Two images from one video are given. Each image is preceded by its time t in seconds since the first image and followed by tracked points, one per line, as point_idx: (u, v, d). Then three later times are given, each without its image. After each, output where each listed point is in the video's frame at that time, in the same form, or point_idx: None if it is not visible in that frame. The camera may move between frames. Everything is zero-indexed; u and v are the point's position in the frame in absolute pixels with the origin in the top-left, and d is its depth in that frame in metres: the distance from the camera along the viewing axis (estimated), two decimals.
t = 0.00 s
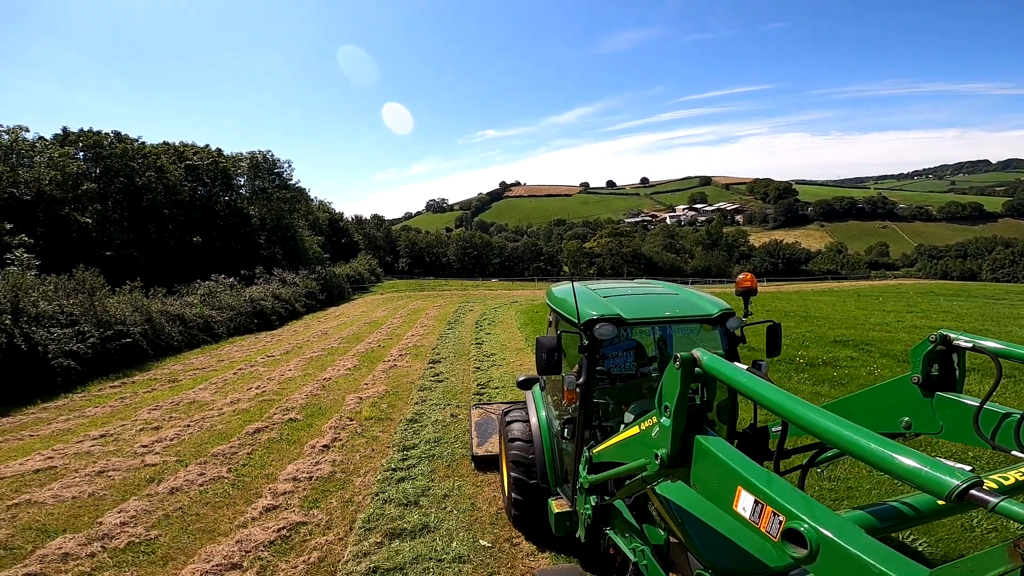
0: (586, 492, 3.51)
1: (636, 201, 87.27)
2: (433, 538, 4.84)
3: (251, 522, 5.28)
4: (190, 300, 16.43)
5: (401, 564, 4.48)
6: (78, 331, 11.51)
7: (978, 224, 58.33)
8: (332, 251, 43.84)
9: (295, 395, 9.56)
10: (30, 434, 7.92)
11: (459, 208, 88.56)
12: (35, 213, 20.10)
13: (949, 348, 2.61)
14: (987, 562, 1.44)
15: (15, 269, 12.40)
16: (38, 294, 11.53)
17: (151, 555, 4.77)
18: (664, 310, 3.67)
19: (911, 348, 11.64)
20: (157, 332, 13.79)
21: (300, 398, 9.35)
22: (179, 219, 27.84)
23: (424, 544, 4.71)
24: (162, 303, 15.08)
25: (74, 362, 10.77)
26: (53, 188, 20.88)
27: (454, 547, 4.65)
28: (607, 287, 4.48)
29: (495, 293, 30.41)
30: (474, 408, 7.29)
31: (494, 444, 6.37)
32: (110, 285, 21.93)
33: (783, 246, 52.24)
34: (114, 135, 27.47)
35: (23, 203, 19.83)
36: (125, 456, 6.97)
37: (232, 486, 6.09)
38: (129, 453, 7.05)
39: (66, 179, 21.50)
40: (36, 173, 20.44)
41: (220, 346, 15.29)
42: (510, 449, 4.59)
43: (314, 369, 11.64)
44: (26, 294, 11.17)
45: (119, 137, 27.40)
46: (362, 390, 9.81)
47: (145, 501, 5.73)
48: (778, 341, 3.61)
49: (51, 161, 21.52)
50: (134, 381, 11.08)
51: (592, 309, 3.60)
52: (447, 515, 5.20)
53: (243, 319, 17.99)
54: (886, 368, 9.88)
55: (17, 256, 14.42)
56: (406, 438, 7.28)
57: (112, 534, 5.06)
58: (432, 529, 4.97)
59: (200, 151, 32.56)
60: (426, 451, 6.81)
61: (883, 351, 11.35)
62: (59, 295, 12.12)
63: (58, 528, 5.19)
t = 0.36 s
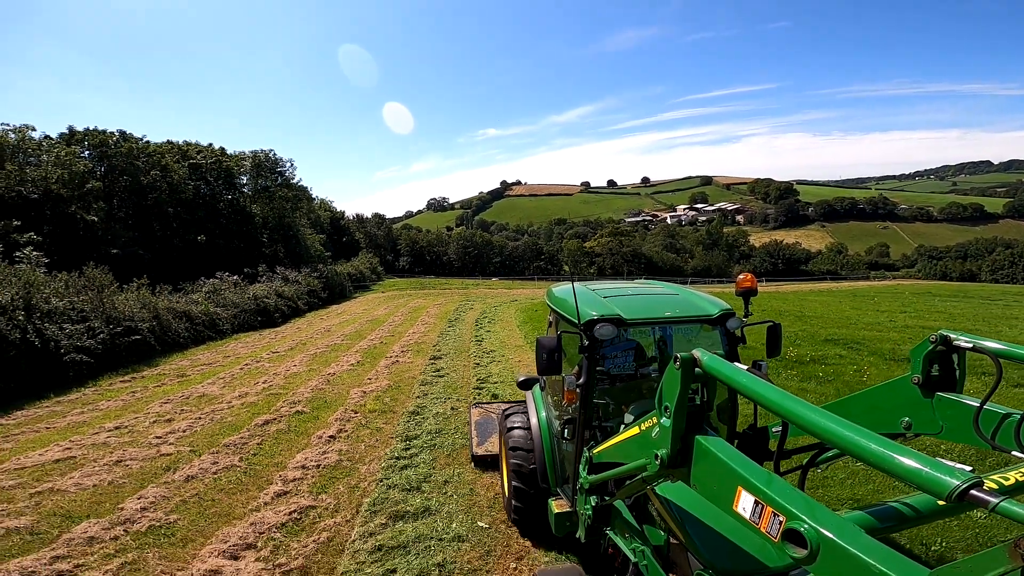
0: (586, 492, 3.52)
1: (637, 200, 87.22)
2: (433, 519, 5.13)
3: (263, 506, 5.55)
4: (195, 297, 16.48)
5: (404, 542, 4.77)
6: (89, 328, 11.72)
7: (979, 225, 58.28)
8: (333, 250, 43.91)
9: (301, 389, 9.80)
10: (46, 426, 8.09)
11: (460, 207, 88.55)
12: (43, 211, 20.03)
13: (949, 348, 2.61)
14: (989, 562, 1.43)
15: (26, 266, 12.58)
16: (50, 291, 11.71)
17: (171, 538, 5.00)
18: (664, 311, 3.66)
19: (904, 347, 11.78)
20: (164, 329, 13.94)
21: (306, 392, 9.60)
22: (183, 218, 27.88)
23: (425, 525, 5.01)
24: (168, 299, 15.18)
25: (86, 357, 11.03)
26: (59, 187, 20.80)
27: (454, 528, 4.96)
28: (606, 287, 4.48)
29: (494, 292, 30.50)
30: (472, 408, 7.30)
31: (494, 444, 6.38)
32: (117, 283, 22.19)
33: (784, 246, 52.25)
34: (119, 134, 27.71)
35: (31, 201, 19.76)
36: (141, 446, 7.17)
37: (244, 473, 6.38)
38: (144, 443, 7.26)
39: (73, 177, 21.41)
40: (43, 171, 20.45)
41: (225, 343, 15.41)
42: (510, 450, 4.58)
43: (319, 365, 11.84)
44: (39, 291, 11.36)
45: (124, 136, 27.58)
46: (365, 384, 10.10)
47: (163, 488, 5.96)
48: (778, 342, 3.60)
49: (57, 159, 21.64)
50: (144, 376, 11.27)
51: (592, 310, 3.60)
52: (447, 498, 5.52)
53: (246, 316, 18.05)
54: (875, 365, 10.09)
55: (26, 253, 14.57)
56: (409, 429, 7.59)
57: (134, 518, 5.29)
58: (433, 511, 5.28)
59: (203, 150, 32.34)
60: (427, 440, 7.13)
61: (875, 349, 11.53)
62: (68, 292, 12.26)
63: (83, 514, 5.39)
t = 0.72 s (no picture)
0: (586, 492, 3.52)
1: (637, 200, 87.20)
2: (435, 503, 5.39)
3: (275, 492, 5.84)
4: (200, 296, 16.56)
5: (408, 523, 5.05)
6: (100, 326, 11.95)
7: (979, 224, 58.17)
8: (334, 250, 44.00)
9: (307, 384, 10.02)
10: (63, 421, 8.32)
11: (461, 207, 88.59)
12: (49, 212, 20.21)
13: (949, 348, 2.61)
14: (988, 562, 1.44)
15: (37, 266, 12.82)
16: (61, 290, 11.96)
17: (190, 522, 5.28)
18: (664, 311, 3.66)
19: (897, 344, 11.93)
20: (172, 328, 14.10)
21: (312, 387, 9.81)
22: (187, 219, 27.98)
23: (427, 508, 5.27)
24: (175, 299, 15.32)
25: (97, 354, 11.27)
26: (66, 188, 21.06)
27: (454, 511, 5.20)
28: (606, 287, 4.48)
29: (495, 291, 30.53)
30: (472, 408, 7.27)
31: (494, 443, 6.34)
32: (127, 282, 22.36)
33: (784, 246, 52.23)
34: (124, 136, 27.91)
35: (38, 203, 19.98)
36: (157, 438, 7.43)
37: (255, 462, 6.64)
38: (160, 436, 7.52)
39: (78, 179, 21.71)
40: (50, 174, 20.69)
41: (232, 341, 15.54)
42: (510, 450, 4.58)
43: (324, 361, 12.02)
44: (51, 290, 11.62)
45: (129, 138, 27.73)
46: (368, 379, 10.32)
47: (180, 476, 6.24)
48: (778, 342, 3.60)
49: (63, 162, 21.84)
50: (154, 373, 11.48)
51: (592, 309, 3.60)
52: (448, 484, 5.79)
53: (251, 315, 18.09)
54: (863, 360, 10.29)
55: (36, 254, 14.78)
56: (412, 421, 7.83)
57: (155, 504, 5.55)
58: (434, 495, 5.54)
59: (206, 151, 32.37)
60: (429, 431, 7.40)
61: (866, 344, 11.72)
62: (77, 292, 12.47)
63: (106, 502, 5.66)
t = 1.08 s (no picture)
0: (586, 492, 3.52)
1: (638, 201, 87.18)
2: (436, 488, 5.73)
3: (286, 479, 6.14)
4: (206, 295, 16.66)
5: (411, 506, 5.38)
6: (110, 324, 12.15)
7: (980, 224, 58.09)
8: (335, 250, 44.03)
9: (312, 381, 10.26)
10: (78, 415, 8.55)
11: (461, 207, 88.57)
12: (57, 212, 20.31)
13: (949, 348, 2.61)
14: (988, 562, 1.44)
15: (48, 264, 13.00)
16: (73, 289, 12.18)
17: (208, 507, 5.55)
18: (664, 311, 3.66)
19: (887, 343, 12.18)
20: (179, 326, 14.27)
21: (317, 383, 10.08)
22: (192, 219, 28.04)
23: (429, 492, 5.61)
24: (182, 297, 15.46)
25: (109, 351, 11.49)
26: (72, 188, 20.93)
27: (454, 495, 5.53)
28: (606, 287, 4.48)
29: (494, 291, 30.61)
30: (472, 407, 7.28)
31: (494, 444, 6.32)
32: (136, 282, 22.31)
33: (784, 247, 52.16)
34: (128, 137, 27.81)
35: (46, 203, 20.13)
36: (172, 430, 7.71)
37: (265, 453, 6.93)
38: (175, 428, 7.80)
39: (86, 180, 21.54)
40: (57, 173, 20.81)
41: (238, 339, 15.69)
42: (510, 451, 4.57)
43: (328, 358, 12.22)
44: (63, 289, 11.85)
45: (134, 138, 27.80)
46: (372, 375, 10.59)
47: (196, 465, 6.51)
48: (778, 343, 3.60)
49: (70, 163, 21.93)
50: (164, 370, 11.68)
51: (591, 310, 3.60)
52: (448, 472, 6.11)
53: (255, 314, 18.16)
54: (850, 358, 10.58)
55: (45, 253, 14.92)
56: (415, 414, 8.13)
57: (174, 491, 5.83)
58: (435, 481, 5.89)
59: (209, 151, 32.46)
60: (430, 423, 7.71)
61: (856, 343, 11.96)
62: (86, 291, 12.66)
63: (127, 489, 5.94)
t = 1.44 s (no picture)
0: (586, 492, 3.52)
1: (638, 202, 87.16)
2: (437, 473, 6.03)
3: (296, 465, 6.42)
4: (210, 293, 16.76)
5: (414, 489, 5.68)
6: (120, 320, 12.33)
7: (979, 227, 58.05)
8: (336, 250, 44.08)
9: (317, 376, 10.48)
10: (92, 409, 8.76)
11: (462, 208, 88.62)
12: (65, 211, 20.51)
13: (949, 348, 2.60)
14: (986, 562, 1.44)
15: (58, 263, 13.17)
16: (83, 286, 12.33)
17: (224, 491, 5.83)
18: (664, 311, 3.66)
19: (877, 343, 12.42)
20: (186, 323, 14.40)
21: (322, 378, 10.32)
22: (196, 219, 28.12)
23: (431, 476, 5.91)
24: (188, 296, 15.62)
25: (119, 347, 11.68)
26: (80, 188, 21.16)
27: (454, 479, 5.82)
28: (607, 287, 4.47)
29: (494, 291, 30.67)
30: (473, 407, 7.23)
31: (494, 443, 6.30)
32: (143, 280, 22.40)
33: (783, 249, 52.15)
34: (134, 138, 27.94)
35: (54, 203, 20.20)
36: (184, 422, 7.96)
37: (274, 442, 7.18)
38: (187, 420, 8.05)
39: (92, 180, 21.87)
40: (65, 173, 20.81)
41: (243, 337, 15.84)
42: (510, 451, 4.57)
43: (332, 355, 12.40)
44: (75, 287, 12.00)
45: (139, 138, 27.86)
46: (375, 371, 10.80)
47: (210, 454, 6.76)
48: (778, 342, 3.59)
49: (76, 162, 21.99)
50: (172, 366, 11.87)
51: (592, 309, 3.59)
52: (449, 458, 6.41)
53: (259, 312, 18.24)
54: (837, 357, 10.90)
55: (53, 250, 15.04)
56: (417, 407, 8.40)
57: (191, 477, 6.10)
58: (436, 466, 6.18)
59: (213, 152, 32.61)
60: (432, 414, 8.00)
61: (851, 344, 12.11)
62: (95, 288, 12.80)
63: (145, 476, 6.20)
